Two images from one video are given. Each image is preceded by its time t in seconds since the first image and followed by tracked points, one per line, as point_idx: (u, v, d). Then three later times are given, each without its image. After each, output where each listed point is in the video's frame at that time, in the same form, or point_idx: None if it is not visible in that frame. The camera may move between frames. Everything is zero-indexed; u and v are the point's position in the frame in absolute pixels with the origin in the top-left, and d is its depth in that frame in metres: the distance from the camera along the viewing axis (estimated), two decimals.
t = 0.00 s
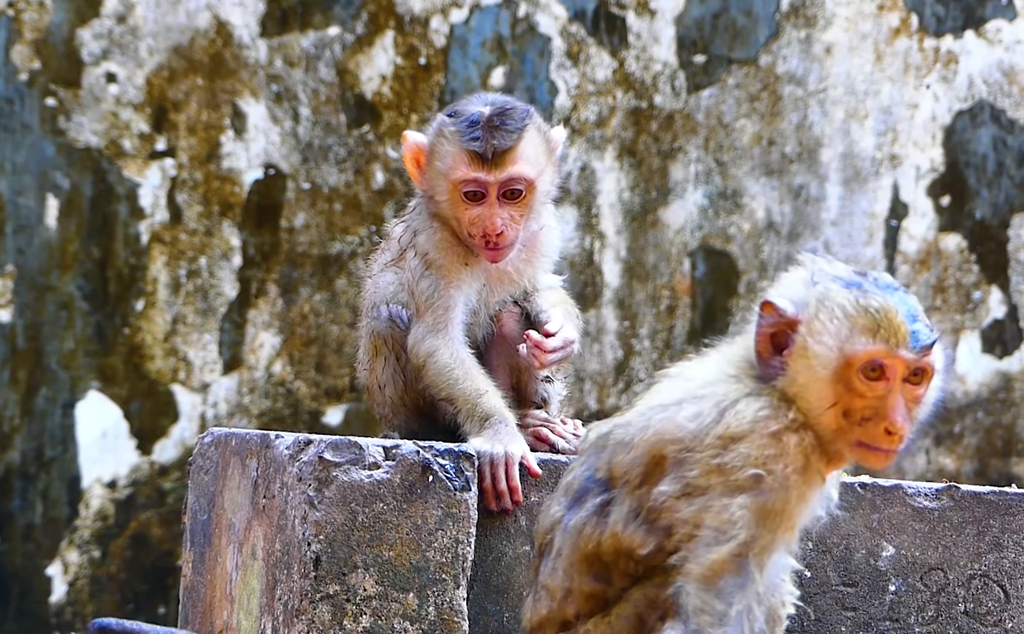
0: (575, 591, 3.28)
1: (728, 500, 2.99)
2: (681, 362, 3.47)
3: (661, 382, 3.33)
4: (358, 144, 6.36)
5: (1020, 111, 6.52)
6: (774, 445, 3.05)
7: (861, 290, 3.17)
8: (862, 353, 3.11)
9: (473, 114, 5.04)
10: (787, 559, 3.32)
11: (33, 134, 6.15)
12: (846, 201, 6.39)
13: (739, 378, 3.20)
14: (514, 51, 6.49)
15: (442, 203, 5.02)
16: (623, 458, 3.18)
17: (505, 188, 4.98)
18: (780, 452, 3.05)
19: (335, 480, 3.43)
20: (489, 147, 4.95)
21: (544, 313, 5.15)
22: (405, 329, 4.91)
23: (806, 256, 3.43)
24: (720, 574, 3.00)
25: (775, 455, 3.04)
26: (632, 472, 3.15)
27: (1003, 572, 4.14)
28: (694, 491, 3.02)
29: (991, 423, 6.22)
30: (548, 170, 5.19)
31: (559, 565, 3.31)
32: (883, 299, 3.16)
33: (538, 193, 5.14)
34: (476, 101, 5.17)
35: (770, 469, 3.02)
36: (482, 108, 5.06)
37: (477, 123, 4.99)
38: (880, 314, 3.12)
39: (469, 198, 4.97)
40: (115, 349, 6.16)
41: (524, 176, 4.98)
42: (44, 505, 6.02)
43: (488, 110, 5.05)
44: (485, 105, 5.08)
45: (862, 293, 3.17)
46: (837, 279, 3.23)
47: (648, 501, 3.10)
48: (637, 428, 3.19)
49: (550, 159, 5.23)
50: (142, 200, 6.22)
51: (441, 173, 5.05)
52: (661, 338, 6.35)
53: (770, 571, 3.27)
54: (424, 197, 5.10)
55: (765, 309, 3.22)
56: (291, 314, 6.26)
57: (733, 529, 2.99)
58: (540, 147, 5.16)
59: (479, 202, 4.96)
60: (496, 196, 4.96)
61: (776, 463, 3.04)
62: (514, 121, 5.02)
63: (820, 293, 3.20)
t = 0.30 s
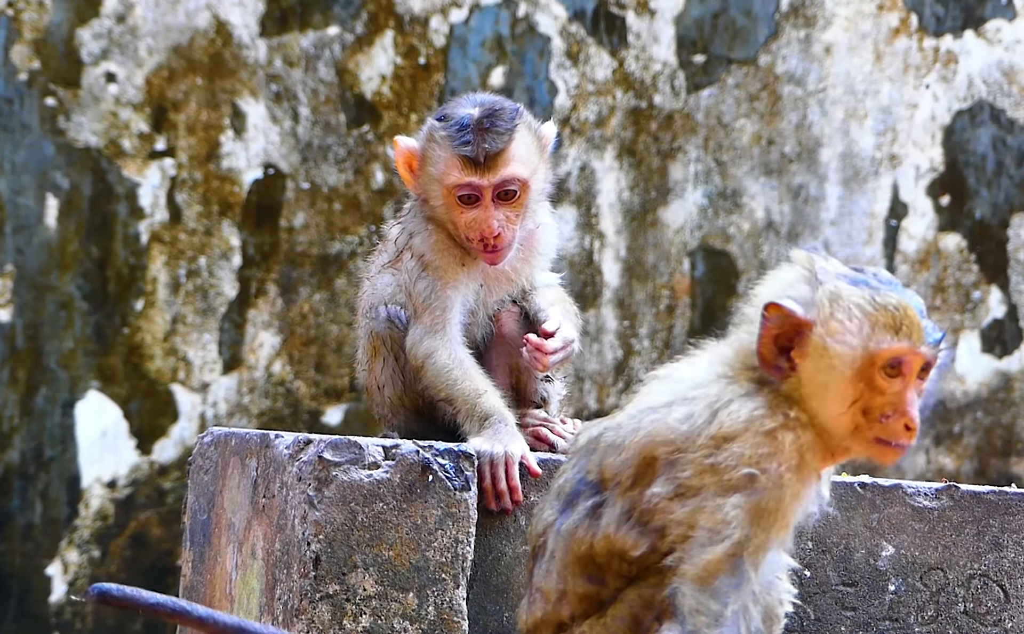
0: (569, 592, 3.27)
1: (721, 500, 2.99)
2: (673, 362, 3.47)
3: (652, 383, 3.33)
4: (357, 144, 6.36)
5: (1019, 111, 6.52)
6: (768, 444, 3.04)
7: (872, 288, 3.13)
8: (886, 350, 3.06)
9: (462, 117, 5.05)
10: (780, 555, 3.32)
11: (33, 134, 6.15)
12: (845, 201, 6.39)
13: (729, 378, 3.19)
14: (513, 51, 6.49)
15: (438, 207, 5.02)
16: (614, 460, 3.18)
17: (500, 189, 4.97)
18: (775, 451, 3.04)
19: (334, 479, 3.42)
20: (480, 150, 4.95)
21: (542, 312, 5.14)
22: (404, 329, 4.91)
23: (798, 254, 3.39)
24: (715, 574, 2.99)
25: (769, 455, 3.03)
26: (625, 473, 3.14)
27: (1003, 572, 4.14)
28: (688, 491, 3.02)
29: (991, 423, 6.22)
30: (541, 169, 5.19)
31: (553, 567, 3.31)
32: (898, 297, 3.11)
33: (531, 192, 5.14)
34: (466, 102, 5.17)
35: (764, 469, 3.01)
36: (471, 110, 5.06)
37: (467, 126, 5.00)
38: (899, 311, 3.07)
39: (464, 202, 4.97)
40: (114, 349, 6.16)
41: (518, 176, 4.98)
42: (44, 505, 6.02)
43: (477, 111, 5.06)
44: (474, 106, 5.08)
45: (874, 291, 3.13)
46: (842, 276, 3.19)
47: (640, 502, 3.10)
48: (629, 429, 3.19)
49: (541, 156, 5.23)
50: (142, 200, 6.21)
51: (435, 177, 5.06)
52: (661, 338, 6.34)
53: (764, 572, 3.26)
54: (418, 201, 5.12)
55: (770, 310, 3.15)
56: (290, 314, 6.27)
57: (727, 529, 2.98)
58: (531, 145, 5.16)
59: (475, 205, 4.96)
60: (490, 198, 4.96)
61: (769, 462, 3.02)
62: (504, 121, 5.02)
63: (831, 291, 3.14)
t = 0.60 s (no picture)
0: (569, 592, 3.27)
1: (721, 500, 2.99)
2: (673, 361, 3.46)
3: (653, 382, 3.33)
4: (356, 144, 6.36)
5: (1019, 111, 6.52)
6: (768, 445, 3.04)
7: (857, 286, 3.13)
8: (866, 348, 3.06)
9: (462, 119, 5.05)
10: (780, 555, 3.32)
11: (32, 133, 6.15)
12: (845, 200, 6.39)
13: (730, 378, 3.18)
14: (513, 51, 6.49)
15: (437, 208, 5.02)
16: (615, 459, 3.18)
17: (499, 189, 4.97)
18: (774, 452, 3.04)
19: (334, 479, 3.43)
20: (479, 151, 4.95)
21: (542, 311, 5.14)
22: (404, 329, 4.91)
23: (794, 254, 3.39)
24: (715, 574, 2.99)
25: (769, 456, 3.03)
26: (625, 472, 3.15)
27: (1002, 572, 4.15)
28: (688, 492, 3.02)
29: (991, 422, 6.23)
30: (540, 169, 5.19)
31: (553, 567, 3.31)
32: (883, 293, 3.11)
33: (531, 192, 5.14)
34: (464, 103, 5.17)
35: (763, 469, 3.01)
36: (470, 111, 5.06)
37: (466, 128, 5.00)
38: (882, 308, 3.07)
39: (464, 203, 4.97)
40: (114, 349, 6.16)
41: (517, 176, 4.98)
42: (44, 504, 6.02)
43: (476, 113, 5.06)
44: (473, 107, 5.08)
45: (859, 288, 3.13)
46: (831, 276, 3.19)
47: (640, 501, 3.10)
48: (629, 429, 3.19)
49: (541, 156, 5.23)
50: (141, 199, 6.21)
51: (434, 178, 5.05)
52: (661, 337, 6.35)
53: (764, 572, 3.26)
54: (417, 201, 5.12)
55: (758, 311, 3.18)
56: (290, 314, 6.27)
57: (727, 530, 2.98)
58: (530, 145, 5.16)
59: (474, 206, 4.96)
60: (490, 199, 4.96)
61: (769, 462, 3.02)
62: (503, 122, 5.02)
63: (817, 290, 3.15)
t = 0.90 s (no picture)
0: (567, 592, 3.27)
1: (715, 500, 2.99)
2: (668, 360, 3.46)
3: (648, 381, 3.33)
4: (355, 143, 6.36)
5: (1018, 111, 6.52)
6: (760, 444, 3.04)
7: (863, 286, 3.11)
8: (878, 348, 3.03)
9: (458, 119, 5.03)
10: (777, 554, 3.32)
11: (31, 133, 6.15)
12: (844, 200, 6.39)
13: (724, 377, 3.17)
14: (512, 51, 6.49)
15: (435, 209, 5.02)
16: (610, 460, 3.18)
17: (496, 190, 4.96)
18: (767, 451, 3.04)
19: (333, 479, 3.42)
20: (476, 152, 4.94)
21: (541, 311, 5.14)
22: (402, 328, 4.92)
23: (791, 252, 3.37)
24: (710, 574, 2.99)
25: (762, 455, 3.03)
26: (620, 472, 3.15)
27: (1001, 572, 4.15)
28: (683, 492, 3.02)
29: (990, 422, 6.23)
30: (537, 168, 5.18)
31: (550, 567, 3.31)
32: (889, 293, 3.09)
33: (529, 191, 5.13)
34: (461, 103, 5.15)
35: (755, 469, 3.01)
36: (466, 112, 5.05)
37: (462, 129, 4.98)
38: (891, 308, 3.04)
39: (462, 204, 4.96)
40: (113, 348, 6.15)
41: (514, 177, 4.97)
42: (43, 504, 6.02)
43: (472, 113, 5.04)
44: (470, 107, 5.06)
45: (865, 288, 3.10)
46: (834, 275, 3.16)
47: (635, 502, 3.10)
48: (625, 429, 3.19)
49: (538, 154, 5.22)
50: (140, 199, 6.21)
51: (432, 180, 5.04)
52: (660, 337, 6.35)
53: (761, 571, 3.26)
54: (415, 202, 5.11)
55: (759, 312, 3.14)
56: (289, 314, 6.27)
57: (721, 530, 2.98)
58: (526, 144, 5.15)
59: (473, 207, 4.95)
60: (487, 200, 4.95)
61: (762, 461, 3.02)
62: (499, 122, 5.00)
63: (822, 291, 3.11)
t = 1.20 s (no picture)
0: (566, 593, 3.26)
1: (714, 500, 2.99)
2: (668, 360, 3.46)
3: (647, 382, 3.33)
4: (355, 143, 6.36)
5: (1018, 111, 6.52)
6: (760, 444, 3.03)
7: (866, 285, 3.11)
8: (884, 346, 3.03)
9: (457, 121, 5.02)
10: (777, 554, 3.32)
11: (31, 133, 6.15)
12: (844, 200, 6.39)
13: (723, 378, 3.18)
14: (512, 51, 6.49)
15: (435, 210, 5.02)
16: (608, 460, 3.18)
17: (496, 191, 4.96)
18: (767, 451, 3.03)
19: (332, 479, 3.42)
20: (475, 154, 4.93)
21: (541, 311, 5.14)
22: (402, 329, 4.92)
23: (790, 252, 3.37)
24: (710, 574, 2.98)
25: (761, 456, 3.02)
26: (619, 473, 3.15)
27: (1001, 572, 4.15)
28: (683, 492, 3.02)
29: (989, 422, 6.23)
30: (536, 168, 5.18)
31: (550, 568, 3.31)
32: (892, 292, 3.10)
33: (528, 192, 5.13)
34: (460, 104, 5.14)
35: (755, 469, 3.01)
36: (465, 113, 5.03)
37: (462, 130, 4.97)
38: (895, 307, 3.05)
39: (462, 206, 4.96)
40: (113, 348, 6.15)
41: (514, 178, 4.97)
42: (42, 504, 6.02)
43: (471, 115, 5.03)
44: (469, 108, 5.05)
45: (867, 287, 3.11)
46: (835, 275, 3.17)
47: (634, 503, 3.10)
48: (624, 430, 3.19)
49: (536, 154, 5.22)
50: (140, 199, 6.21)
51: (431, 181, 5.04)
52: (659, 337, 6.35)
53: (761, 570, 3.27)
54: (415, 202, 5.11)
55: (764, 313, 3.13)
56: (289, 314, 6.27)
57: (720, 530, 2.98)
58: (525, 144, 5.14)
59: (472, 208, 4.95)
60: (487, 201, 4.95)
61: (762, 462, 3.02)
62: (498, 123, 4.99)
63: (825, 291, 3.12)
